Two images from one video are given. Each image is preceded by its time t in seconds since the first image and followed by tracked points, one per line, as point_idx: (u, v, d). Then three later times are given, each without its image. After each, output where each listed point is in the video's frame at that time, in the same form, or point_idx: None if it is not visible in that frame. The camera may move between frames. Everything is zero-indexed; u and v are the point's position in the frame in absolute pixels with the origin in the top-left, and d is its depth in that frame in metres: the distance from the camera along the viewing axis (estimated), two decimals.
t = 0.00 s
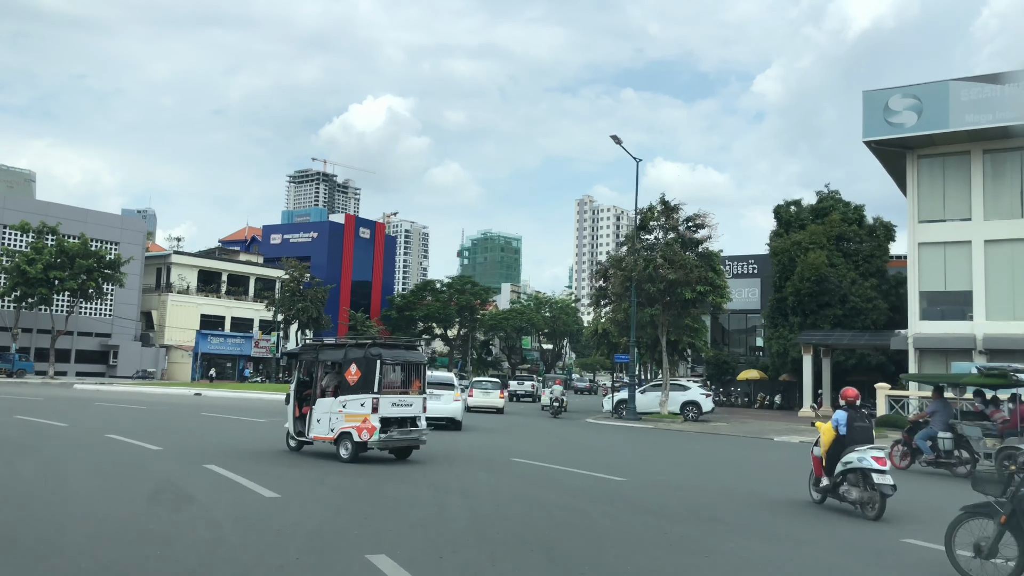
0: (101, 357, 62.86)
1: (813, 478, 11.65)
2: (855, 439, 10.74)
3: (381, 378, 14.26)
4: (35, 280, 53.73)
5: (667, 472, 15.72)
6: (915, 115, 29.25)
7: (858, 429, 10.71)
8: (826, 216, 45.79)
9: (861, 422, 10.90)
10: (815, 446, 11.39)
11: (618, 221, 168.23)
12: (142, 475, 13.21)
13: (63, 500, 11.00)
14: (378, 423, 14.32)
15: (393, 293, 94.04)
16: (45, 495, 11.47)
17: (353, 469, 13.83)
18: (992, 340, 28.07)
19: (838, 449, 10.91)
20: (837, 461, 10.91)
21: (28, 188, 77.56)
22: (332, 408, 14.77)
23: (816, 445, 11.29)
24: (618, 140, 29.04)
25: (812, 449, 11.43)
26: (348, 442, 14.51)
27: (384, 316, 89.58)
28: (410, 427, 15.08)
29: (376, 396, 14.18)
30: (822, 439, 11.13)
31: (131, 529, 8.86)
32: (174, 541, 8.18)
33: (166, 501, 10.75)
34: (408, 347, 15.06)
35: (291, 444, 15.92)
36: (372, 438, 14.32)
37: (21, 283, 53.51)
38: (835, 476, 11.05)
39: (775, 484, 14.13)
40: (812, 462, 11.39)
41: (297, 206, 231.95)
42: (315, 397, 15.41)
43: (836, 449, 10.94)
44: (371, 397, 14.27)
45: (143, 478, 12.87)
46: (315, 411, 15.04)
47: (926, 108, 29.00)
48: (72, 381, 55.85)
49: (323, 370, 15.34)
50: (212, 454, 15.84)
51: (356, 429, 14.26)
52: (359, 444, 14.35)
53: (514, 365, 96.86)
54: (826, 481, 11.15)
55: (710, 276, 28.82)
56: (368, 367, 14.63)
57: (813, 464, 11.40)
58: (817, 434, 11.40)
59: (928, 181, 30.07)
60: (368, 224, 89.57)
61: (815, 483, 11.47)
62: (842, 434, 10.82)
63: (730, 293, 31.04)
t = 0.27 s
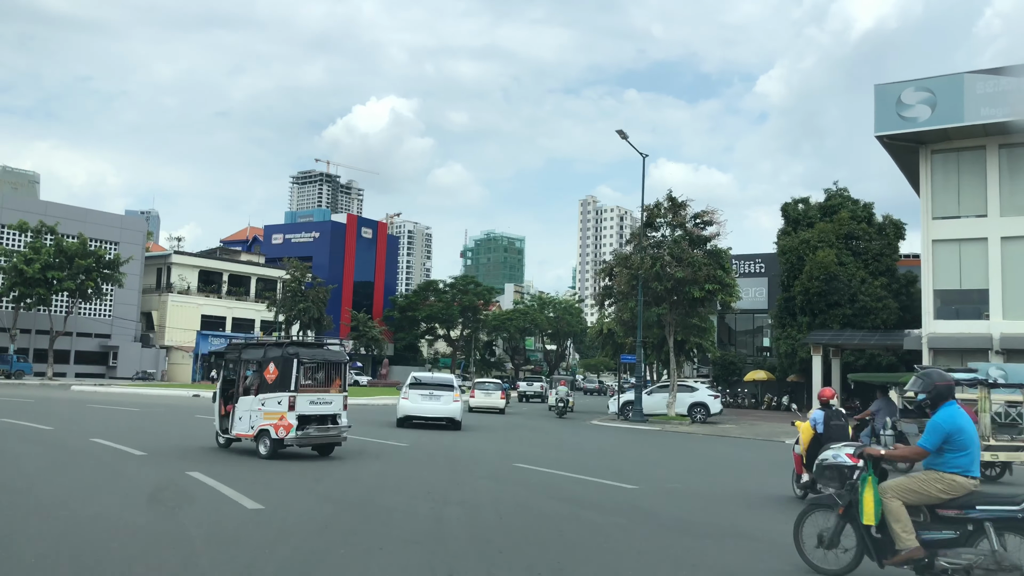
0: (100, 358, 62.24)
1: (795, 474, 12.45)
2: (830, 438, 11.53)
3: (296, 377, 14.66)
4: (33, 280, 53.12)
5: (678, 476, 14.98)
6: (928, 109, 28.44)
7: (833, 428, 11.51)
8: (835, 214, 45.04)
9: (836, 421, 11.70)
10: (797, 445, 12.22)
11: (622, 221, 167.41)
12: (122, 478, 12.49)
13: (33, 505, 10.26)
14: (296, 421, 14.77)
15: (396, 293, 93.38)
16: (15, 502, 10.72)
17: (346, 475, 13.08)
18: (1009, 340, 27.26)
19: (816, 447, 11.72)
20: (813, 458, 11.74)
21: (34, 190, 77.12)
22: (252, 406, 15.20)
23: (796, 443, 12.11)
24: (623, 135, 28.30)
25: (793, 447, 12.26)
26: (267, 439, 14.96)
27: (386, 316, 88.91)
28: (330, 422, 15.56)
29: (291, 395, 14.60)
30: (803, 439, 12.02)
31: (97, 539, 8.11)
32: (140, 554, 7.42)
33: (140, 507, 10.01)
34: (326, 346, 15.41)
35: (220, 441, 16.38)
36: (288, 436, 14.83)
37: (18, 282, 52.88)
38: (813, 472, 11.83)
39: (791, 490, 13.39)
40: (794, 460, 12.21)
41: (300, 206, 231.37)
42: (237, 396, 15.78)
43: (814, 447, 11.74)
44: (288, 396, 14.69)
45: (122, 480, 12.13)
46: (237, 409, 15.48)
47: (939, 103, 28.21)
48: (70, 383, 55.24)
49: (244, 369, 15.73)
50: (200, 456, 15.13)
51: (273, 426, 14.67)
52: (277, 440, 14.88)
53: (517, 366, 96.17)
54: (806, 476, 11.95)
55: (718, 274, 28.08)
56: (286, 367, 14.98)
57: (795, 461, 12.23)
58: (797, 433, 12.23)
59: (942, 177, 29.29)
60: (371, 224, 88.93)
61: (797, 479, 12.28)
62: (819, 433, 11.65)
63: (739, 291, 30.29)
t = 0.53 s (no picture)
0: (100, 359, 61.72)
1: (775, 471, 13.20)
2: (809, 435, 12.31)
3: (217, 375, 14.68)
4: (32, 280, 52.60)
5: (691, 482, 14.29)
6: (943, 101, 27.77)
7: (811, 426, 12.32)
8: (843, 212, 44.32)
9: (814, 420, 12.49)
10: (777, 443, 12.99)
11: (626, 221, 166.67)
12: (100, 483, 11.80)
13: (2, 514, 9.61)
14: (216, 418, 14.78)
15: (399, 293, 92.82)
16: None
17: (337, 484, 12.40)
18: None
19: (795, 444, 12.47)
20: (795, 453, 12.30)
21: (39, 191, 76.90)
22: (175, 403, 15.14)
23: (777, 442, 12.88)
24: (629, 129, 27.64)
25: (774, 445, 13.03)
26: (188, 436, 14.95)
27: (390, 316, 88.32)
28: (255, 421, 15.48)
29: (211, 392, 14.62)
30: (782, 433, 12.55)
31: (61, 553, 7.44)
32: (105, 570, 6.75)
33: (113, 515, 9.32)
34: (251, 345, 15.35)
35: (148, 438, 16.38)
36: (208, 433, 14.73)
37: (18, 283, 52.37)
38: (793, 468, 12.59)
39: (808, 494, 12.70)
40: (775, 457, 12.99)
41: (304, 207, 231.05)
42: (161, 393, 15.78)
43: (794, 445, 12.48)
44: (208, 393, 14.71)
45: (98, 484, 11.46)
46: (160, 406, 15.49)
47: (954, 95, 27.54)
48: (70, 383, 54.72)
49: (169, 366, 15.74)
50: (185, 460, 14.40)
51: (193, 423, 14.69)
52: (198, 437, 14.76)
53: (521, 366, 95.54)
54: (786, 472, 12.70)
55: (727, 271, 27.41)
56: (209, 365, 14.97)
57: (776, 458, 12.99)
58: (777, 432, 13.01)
59: (957, 171, 28.61)
60: (373, 224, 88.36)
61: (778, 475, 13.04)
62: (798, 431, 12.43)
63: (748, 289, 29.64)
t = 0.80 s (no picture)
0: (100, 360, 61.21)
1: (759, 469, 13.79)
2: (789, 433, 12.97)
3: (141, 374, 15.91)
4: (31, 280, 52.05)
5: (702, 487, 13.63)
6: (960, 93, 27.08)
7: (792, 423, 12.97)
8: (853, 209, 43.57)
9: (794, 418, 13.12)
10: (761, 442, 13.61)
11: (630, 221, 165.82)
12: (81, 489, 11.19)
13: None
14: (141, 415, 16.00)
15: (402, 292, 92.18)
16: None
17: (332, 491, 11.75)
18: None
19: (777, 442, 13.10)
20: (776, 452, 13.17)
21: (41, 192, 76.46)
22: (105, 401, 16.38)
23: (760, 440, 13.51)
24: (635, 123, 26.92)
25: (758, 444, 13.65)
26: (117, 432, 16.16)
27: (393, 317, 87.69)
28: (182, 418, 16.74)
29: (136, 391, 15.85)
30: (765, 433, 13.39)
31: (24, 568, 6.82)
32: None
33: (88, 523, 8.69)
34: (178, 346, 16.63)
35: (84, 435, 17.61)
36: (134, 429, 15.93)
37: (17, 283, 51.84)
38: (775, 466, 13.17)
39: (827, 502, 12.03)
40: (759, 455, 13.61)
41: (308, 207, 230.56)
42: (94, 391, 17.00)
43: (776, 442, 13.09)
44: (133, 392, 15.92)
45: (78, 490, 10.84)
46: (92, 404, 16.71)
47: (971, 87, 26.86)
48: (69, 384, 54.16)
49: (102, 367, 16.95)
50: (174, 465, 13.78)
51: (119, 420, 15.91)
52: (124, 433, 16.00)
53: (525, 367, 94.87)
54: (768, 470, 13.30)
55: (737, 269, 26.71)
56: (134, 364, 16.22)
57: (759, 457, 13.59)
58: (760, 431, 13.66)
59: (973, 165, 27.91)
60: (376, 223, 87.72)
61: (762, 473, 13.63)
62: (780, 429, 13.07)
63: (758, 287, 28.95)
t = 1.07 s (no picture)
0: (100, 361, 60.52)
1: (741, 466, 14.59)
2: (769, 431, 13.75)
3: (67, 375, 16.43)
4: (28, 281, 51.36)
5: (721, 496, 12.76)
6: (977, 85, 26.20)
7: (772, 421, 13.76)
8: (863, 206, 42.71)
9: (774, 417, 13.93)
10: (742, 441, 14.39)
11: (634, 221, 164.86)
12: (53, 499, 10.40)
13: None
14: (68, 415, 16.52)
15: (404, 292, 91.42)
16: None
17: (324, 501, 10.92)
18: None
19: (758, 440, 13.89)
20: (756, 450, 13.96)
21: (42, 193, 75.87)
22: (35, 401, 16.89)
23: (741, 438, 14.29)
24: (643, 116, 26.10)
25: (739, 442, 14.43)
26: (46, 431, 16.65)
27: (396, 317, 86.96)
28: (112, 418, 17.18)
29: (63, 391, 16.39)
30: (746, 432, 14.21)
31: None
32: None
33: (49, 540, 7.87)
34: (108, 348, 17.11)
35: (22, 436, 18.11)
36: (61, 428, 16.41)
37: (14, 284, 51.13)
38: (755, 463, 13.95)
39: (857, 513, 11.16)
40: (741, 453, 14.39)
41: (312, 208, 230.13)
42: (27, 391, 17.51)
43: (757, 439, 13.87)
44: (61, 392, 16.48)
45: (48, 501, 10.03)
46: (24, 405, 17.22)
47: (988, 79, 25.99)
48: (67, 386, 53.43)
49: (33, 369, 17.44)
50: (158, 471, 12.99)
51: (47, 419, 16.44)
52: (52, 432, 16.50)
53: (529, 368, 94.11)
54: (750, 466, 14.10)
55: (748, 266, 25.93)
56: (62, 364, 16.74)
57: (742, 455, 14.37)
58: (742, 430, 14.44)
59: (990, 159, 27.05)
60: (379, 223, 86.94)
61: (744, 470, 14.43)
62: (760, 428, 13.85)
63: (769, 285, 28.14)
